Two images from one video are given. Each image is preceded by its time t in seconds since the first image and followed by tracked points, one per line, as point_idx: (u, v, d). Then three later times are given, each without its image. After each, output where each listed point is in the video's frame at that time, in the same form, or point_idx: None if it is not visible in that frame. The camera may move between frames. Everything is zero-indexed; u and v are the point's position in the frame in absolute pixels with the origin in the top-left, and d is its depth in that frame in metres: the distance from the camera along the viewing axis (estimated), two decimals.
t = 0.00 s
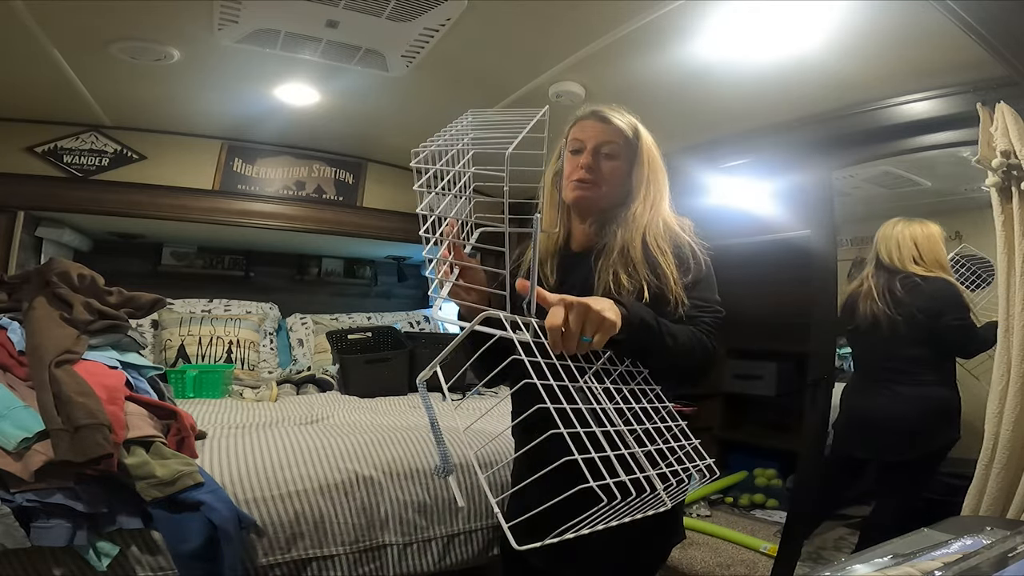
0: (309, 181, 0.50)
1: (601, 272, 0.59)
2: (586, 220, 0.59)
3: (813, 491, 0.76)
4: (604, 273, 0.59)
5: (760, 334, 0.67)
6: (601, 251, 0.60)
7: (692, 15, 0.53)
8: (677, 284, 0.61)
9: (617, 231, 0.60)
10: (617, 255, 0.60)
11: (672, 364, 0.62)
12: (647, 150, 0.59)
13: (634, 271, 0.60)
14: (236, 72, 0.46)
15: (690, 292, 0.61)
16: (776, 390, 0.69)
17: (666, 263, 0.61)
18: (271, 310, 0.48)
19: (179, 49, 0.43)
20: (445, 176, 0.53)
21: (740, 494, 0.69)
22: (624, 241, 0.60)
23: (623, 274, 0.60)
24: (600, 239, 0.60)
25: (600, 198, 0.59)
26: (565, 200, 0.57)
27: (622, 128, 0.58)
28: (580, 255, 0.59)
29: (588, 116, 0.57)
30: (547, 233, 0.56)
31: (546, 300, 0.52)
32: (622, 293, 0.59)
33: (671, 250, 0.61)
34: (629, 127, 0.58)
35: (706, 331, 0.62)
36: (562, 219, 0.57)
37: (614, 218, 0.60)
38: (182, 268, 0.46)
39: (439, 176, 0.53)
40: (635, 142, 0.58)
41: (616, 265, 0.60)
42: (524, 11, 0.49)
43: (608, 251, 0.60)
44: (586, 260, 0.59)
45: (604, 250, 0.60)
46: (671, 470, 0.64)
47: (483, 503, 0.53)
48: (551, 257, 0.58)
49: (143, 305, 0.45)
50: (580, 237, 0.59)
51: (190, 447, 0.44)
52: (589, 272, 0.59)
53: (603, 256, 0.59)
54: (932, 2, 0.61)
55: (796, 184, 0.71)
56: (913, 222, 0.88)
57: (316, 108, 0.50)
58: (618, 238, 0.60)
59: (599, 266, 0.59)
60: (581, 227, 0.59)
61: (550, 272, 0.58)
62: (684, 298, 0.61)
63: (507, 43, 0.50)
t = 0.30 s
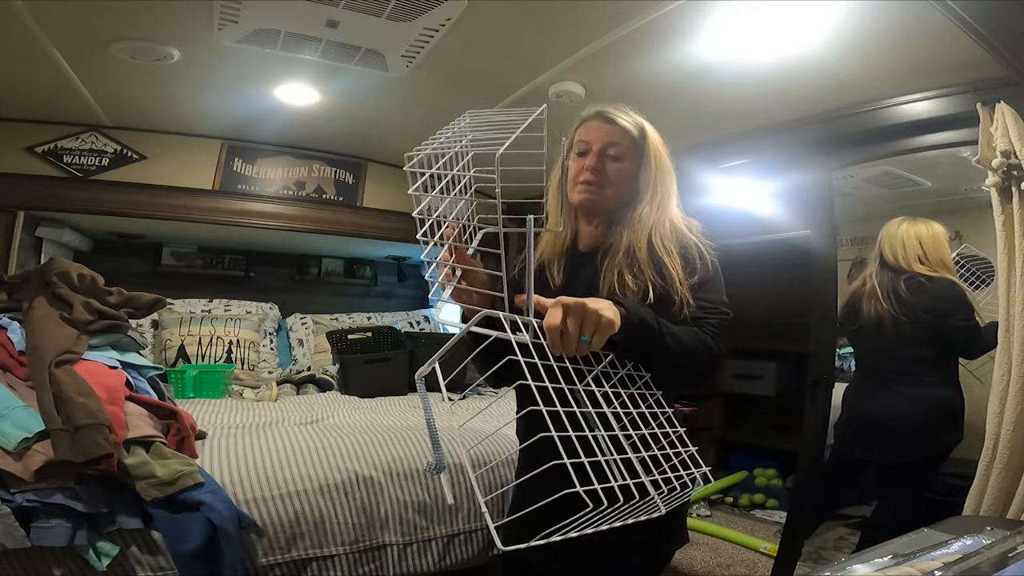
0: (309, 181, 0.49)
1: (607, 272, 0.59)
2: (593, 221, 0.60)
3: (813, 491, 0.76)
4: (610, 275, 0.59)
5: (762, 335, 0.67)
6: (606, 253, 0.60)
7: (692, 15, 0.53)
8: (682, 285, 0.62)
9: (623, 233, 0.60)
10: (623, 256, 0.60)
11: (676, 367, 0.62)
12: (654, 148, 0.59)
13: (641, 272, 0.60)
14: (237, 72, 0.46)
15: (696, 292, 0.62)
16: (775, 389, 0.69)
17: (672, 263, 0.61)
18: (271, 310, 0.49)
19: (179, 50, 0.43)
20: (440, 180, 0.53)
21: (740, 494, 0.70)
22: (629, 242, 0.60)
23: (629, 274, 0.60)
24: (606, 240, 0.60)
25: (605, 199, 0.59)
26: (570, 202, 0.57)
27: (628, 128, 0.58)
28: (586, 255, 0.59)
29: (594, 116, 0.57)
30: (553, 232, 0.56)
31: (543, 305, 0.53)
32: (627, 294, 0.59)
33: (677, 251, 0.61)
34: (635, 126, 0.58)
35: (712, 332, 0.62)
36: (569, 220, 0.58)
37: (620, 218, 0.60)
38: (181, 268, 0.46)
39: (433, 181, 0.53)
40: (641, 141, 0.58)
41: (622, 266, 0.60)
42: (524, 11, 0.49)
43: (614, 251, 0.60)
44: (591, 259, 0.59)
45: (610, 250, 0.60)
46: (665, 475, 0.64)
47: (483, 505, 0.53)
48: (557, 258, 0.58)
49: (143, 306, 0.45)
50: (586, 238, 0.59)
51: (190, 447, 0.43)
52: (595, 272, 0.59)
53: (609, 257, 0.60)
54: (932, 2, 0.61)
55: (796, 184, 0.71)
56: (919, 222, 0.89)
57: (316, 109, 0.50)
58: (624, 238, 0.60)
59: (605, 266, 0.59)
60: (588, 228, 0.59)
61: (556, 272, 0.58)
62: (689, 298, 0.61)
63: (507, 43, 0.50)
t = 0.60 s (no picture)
0: (310, 181, 0.49)
1: (612, 273, 0.60)
2: (598, 221, 0.60)
3: (813, 491, 0.76)
4: (616, 276, 0.60)
5: (764, 335, 0.67)
6: (612, 255, 0.60)
7: (692, 15, 0.53)
8: (687, 286, 0.61)
9: (628, 234, 0.60)
10: (628, 257, 0.60)
11: (684, 372, 0.61)
12: (658, 146, 0.59)
13: (647, 273, 0.60)
14: (237, 72, 0.46)
15: (701, 294, 0.61)
16: (776, 390, 0.69)
17: (678, 263, 0.61)
18: (271, 310, 0.49)
19: (179, 50, 0.43)
20: (445, 182, 0.52)
21: (740, 494, 0.69)
22: (634, 243, 0.60)
23: (634, 276, 0.60)
24: (611, 241, 0.60)
25: (610, 199, 0.59)
26: (577, 203, 0.57)
27: (631, 127, 0.58)
28: (591, 256, 0.59)
29: (596, 116, 0.57)
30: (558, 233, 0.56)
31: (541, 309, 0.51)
32: (631, 296, 0.59)
33: (682, 250, 0.61)
34: (638, 126, 0.58)
35: (717, 335, 0.62)
36: (575, 221, 0.58)
37: (626, 218, 0.60)
38: (181, 269, 0.46)
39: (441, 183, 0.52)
40: (645, 140, 0.59)
41: (628, 267, 0.60)
42: (524, 11, 0.48)
43: (621, 253, 0.60)
44: (597, 261, 0.60)
45: (615, 252, 0.60)
46: (667, 477, 0.63)
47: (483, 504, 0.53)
48: (563, 258, 0.58)
49: (142, 305, 0.46)
50: (592, 239, 0.59)
51: (190, 447, 0.44)
52: (600, 274, 0.60)
53: (615, 259, 0.60)
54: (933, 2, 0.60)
55: (796, 184, 0.70)
56: (922, 221, 0.90)
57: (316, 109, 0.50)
58: (630, 239, 0.60)
59: (609, 268, 0.60)
60: (595, 229, 0.59)
61: (562, 273, 0.58)
62: (694, 299, 0.61)
63: (507, 43, 0.50)
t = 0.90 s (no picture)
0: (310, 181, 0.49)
1: (619, 272, 0.60)
2: (603, 222, 0.61)
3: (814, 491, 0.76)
4: (626, 274, 0.60)
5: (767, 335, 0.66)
6: (619, 254, 0.61)
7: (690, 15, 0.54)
8: (695, 285, 0.61)
9: (634, 234, 0.61)
10: (637, 258, 0.60)
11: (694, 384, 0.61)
12: (655, 142, 0.60)
13: (654, 272, 0.60)
14: (236, 71, 0.45)
15: (711, 295, 0.61)
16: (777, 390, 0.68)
17: (684, 262, 0.61)
18: (271, 310, 0.50)
19: (179, 50, 0.43)
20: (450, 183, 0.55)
21: (740, 494, 0.68)
22: (640, 241, 0.61)
23: (642, 276, 0.60)
24: (619, 240, 0.61)
25: (610, 198, 0.60)
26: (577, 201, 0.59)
27: (630, 127, 0.58)
28: (598, 254, 0.61)
29: (592, 117, 0.57)
30: (562, 234, 0.59)
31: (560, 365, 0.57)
32: (642, 300, 0.59)
33: (688, 250, 0.62)
34: (637, 125, 0.59)
35: (730, 345, 0.62)
36: (578, 219, 0.60)
37: (630, 219, 0.62)
38: (183, 269, 0.46)
39: (387, 159, 0.51)
40: (641, 136, 0.59)
41: (636, 268, 0.60)
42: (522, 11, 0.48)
43: (628, 251, 0.61)
44: (605, 259, 0.60)
45: (623, 253, 0.61)
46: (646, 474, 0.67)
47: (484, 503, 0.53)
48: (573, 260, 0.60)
49: (142, 306, 0.47)
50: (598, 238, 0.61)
51: (190, 448, 0.43)
52: (607, 274, 0.60)
53: (622, 258, 0.60)
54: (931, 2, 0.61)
55: (795, 184, 0.68)
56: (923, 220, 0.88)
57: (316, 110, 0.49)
58: (636, 240, 0.61)
59: (618, 267, 0.60)
60: (602, 229, 0.61)
61: (566, 272, 0.60)
62: (703, 298, 0.61)
63: (506, 42, 0.50)
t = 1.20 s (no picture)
0: (310, 181, 0.52)
1: (620, 274, 0.59)
2: (605, 221, 0.60)
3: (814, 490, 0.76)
4: (627, 278, 0.59)
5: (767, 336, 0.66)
6: (620, 256, 0.60)
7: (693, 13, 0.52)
8: (697, 289, 0.60)
9: (636, 234, 0.60)
10: (638, 260, 0.59)
11: (698, 398, 0.60)
12: (655, 140, 0.58)
13: (656, 275, 0.59)
14: (235, 70, 0.43)
15: (713, 299, 0.60)
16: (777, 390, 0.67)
17: (686, 260, 0.60)
18: (271, 310, 0.51)
19: (179, 49, 0.40)
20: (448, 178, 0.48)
21: (740, 494, 0.69)
22: (641, 242, 0.60)
23: (643, 279, 0.59)
24: (620, 240, 0.60)
25: (612, 199, 0.59)
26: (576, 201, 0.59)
27: (630, 126, 0.57)
28: (597, 253, 0.60)
29: (591, 117, 0.57)
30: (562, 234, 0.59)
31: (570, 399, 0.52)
32: (642, 304, 0.59)
33: (691, 251, 0.60)
34: (636, 122, 0.58)
35: (737, 355, 0.61)
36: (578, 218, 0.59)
37: (631, 218, 0.60)
38: (181, 268, 0.46)
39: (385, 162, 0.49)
40: (641, 134, 0.58)
41: (638, 271, 0.59)
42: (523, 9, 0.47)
43: (629, 253, 0.60)
44: (604, 261, 0.60)
45: (624, 254, 0.60)
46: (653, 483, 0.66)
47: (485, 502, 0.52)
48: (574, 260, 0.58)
49: (143, 306, 0.47)
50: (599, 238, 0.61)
51: (192, 447, 0.45)
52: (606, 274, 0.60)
53: (625, 259, 0.60)
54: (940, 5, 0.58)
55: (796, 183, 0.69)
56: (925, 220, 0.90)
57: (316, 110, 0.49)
58: (638, 240, 0.60)
59: (618, 269, 0.60)
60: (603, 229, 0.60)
61: (568, 271, 0.58)
62: (705, 302, 0.59)
63: (507, 40, 0.49)
